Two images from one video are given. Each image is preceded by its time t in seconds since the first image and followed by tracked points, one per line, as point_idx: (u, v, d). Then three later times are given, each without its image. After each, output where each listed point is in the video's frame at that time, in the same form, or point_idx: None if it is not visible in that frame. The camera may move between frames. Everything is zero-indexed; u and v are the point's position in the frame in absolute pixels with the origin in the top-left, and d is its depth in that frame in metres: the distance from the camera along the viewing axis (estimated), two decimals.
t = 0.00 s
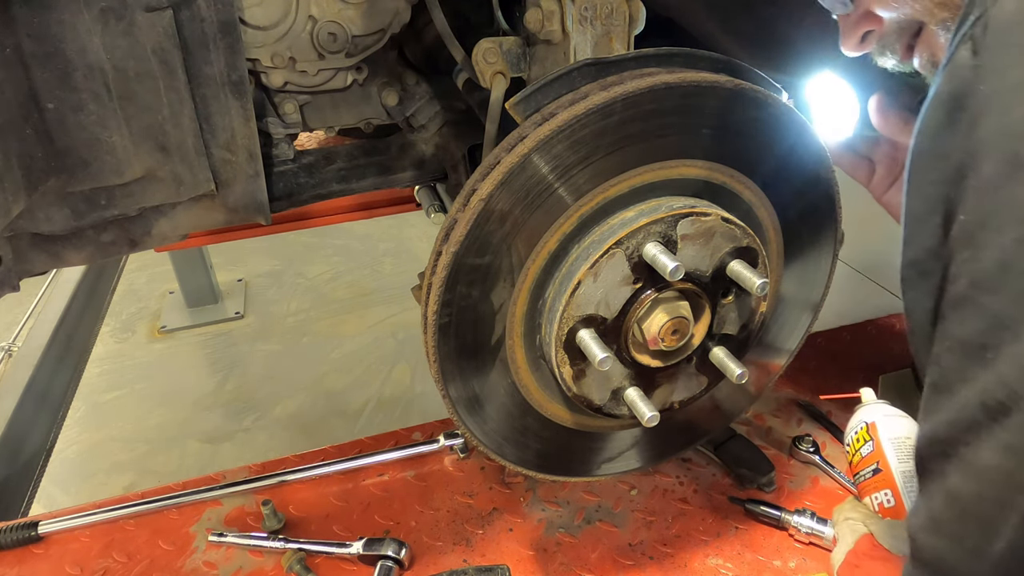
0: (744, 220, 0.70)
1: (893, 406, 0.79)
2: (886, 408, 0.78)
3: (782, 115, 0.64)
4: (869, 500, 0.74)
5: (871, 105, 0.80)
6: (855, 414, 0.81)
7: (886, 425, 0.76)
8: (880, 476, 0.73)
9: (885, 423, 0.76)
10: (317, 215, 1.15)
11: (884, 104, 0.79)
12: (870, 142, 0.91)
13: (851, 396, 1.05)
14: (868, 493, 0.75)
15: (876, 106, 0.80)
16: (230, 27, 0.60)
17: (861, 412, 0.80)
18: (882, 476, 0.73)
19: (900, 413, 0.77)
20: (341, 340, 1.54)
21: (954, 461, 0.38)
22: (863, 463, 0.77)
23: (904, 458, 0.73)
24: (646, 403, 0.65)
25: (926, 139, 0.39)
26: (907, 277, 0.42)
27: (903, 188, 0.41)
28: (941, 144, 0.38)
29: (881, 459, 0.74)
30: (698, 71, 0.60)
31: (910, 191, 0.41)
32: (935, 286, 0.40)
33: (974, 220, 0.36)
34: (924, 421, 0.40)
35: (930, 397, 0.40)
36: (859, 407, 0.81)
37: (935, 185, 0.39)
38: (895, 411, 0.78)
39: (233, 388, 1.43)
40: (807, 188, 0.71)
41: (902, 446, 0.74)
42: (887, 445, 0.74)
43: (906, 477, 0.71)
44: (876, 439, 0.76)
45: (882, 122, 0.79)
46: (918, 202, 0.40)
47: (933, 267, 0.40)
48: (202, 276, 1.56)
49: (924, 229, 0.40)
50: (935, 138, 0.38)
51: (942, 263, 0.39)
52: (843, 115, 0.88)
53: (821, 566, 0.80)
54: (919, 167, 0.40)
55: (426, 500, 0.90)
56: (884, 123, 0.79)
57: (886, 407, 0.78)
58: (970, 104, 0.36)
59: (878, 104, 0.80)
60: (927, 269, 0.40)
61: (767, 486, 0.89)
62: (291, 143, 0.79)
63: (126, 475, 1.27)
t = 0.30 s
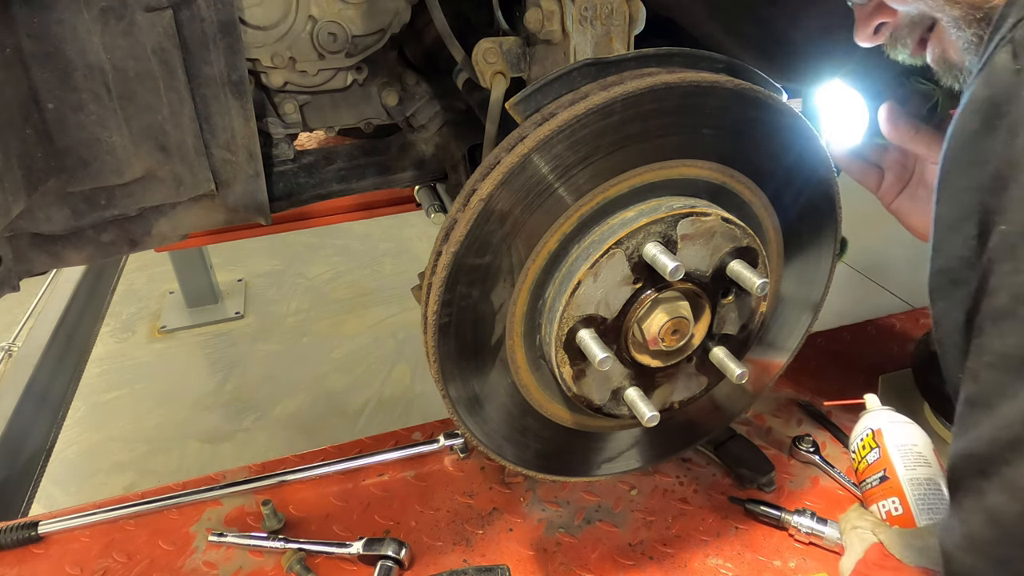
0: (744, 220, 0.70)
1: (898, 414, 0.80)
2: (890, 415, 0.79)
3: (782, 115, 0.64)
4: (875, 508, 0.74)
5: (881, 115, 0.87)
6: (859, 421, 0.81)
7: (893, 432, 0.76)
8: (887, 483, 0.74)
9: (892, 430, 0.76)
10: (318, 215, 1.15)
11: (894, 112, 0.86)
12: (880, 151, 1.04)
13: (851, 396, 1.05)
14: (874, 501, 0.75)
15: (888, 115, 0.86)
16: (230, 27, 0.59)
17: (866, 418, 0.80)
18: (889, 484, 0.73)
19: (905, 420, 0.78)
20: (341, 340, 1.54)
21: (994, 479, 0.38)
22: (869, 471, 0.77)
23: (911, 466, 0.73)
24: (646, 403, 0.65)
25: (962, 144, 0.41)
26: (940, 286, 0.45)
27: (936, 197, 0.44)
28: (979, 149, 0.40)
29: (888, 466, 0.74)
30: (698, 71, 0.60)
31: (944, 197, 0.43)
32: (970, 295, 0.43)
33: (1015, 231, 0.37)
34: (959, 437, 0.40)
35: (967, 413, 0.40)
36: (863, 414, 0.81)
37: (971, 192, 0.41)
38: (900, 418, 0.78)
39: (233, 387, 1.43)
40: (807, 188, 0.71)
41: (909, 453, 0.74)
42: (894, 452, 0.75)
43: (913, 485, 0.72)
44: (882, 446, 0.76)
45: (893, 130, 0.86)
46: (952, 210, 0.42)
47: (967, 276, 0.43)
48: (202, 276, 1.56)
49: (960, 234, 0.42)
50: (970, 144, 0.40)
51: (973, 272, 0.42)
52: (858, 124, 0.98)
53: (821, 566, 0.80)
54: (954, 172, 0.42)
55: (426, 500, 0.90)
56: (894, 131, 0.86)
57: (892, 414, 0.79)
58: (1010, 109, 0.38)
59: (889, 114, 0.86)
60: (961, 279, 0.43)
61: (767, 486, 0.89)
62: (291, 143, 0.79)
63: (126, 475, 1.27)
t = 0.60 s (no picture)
0: (744, 220, 0.70)
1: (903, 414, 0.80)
2: (895, 416, 0.78)
3: (782, 116, 0.64)
4: (883, 512, 0.75)
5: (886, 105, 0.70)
6: (864, 423, 0.81)
7: (897, 435, 0.76)
8: (894, 487, 0.74)
9: (896, 434, 0.76)
10: (318, 215, 1.15)
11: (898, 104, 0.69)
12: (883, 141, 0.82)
13: (851, 396, 1.05)
14: (883, 505, 0.75)
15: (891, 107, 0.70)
16: (230, 27, 0.59)
17: (870, 421, 0.80)
18: (897, 489, 0.74)
19: (909, 421, 0.78)
20: (341, 340, 1.54)
21: None
22: (876, 474, 0.77)
23: (919, 469, 0.73)
24: (646, 403, 0.65)
25: (999, 135, 0.40)
26: (972, 286, 0.44)
27: (968, 196, 0.43)
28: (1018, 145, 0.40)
29: (896, 470, 0.74)
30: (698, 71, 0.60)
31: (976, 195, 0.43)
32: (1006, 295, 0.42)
33: None
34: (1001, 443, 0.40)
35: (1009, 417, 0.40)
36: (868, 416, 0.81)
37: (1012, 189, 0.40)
38: (905, 420, 0.78)
39: (233, 387, 1.43)
40: (807, 189, 0.71)
41: (915, 457, 0.74)
42: (901, 455, 0.75)
43: (921, 489, 0.72)
44: (888, 450, 0.76)
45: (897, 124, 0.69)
46: (986, 209, 0.42)
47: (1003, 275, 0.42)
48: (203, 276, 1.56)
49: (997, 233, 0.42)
50: (1009, 135, 0.40)
51: (1012, 271, 0.42)
52: (859, 119, 0.81)
53: (821, 566, 0.80)
54: (992, 168, 0.41)
55: (426, 500, 0.90)
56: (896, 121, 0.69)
57: (896, 415, 0.79)
58: None
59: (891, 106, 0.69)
60: (995, 278, 0.43)
61: (767, 486, 0.89)
62: (291, 143, 0.80)
63: (127, 475, 1.27)
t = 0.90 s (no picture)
0: (744, 219, 0.70)
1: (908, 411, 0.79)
2: (901, 414, 0.78)
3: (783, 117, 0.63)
4: (887, 513, 0.74)
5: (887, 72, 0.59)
6: (868, 421, 0.81)
7: (903, 434, 0.76)
8: (899, 488, 0.74)
9: (901, 432, 0.76)
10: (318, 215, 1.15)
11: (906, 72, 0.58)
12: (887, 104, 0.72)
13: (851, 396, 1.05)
14: (887, 506, 0.75)
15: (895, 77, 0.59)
16: (230, 27, 0.59)
17: (874, 418, 0.80)
18: (902, 490, 0.73)
19: (915, 420, 0.78)
20: (341, 340, 1.54)
21: None
22: (880, 473, 0.77)
23: (925, 470, 0.73)
24: (646, 403, 0.65)
25: None
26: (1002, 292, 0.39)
27: None
28: None
29: (901, 470, 0.74)
30: (698, 71, 0.59)
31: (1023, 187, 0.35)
32: None
33: None
34: None
35: None
36: (872, 413, 0.81)
37: None
38: (911, 418, 0.78)
39: (233, 388, 1.43)
40: (807, 189, 0.71)
41: (922, 457, 0.74)
42: (905, 455, 0.75)
43: (926, 490, 0.72)
44: (893, 449, 0.76)
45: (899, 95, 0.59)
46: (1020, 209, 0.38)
47: None
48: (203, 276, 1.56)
49: None
50: None
51: None
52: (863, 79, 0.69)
53: (821, 566, 0.80)
54: None
55: (426, 500, 0.90)
56: (899, 91, 0.58)
57: (901, 413, 0.78)
58: None
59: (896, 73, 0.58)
60: None
61: (767, 486, 0.89)
62: (291, 143, 0.80)
63: (126, 475, 1.27)
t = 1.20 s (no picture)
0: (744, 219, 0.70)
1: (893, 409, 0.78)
2: (889, 413, 0.77)
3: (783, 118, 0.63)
4: (877, 522, 0.74)
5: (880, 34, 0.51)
6: (850, 421, 0.79)
7: (891, 436, 0.75)
8: (889, 495, 0.73)
9: (889, 434, 0.76)
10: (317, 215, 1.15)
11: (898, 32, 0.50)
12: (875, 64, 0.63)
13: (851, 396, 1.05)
14: (877, 513, 0.74)
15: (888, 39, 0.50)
16: (230, 27, 0.59)
17: (858, 419, 0.78)
18: (895, 499, 0.73)
19: (901, 419, 0.77)
20: (341, 340, 1.54)
21: None
22: (867, 479, 0.76)
23: (919, 476, 0.73)
24: (646, 403, 0.65)
25: None
26: None
27: None
28: None
29: (890, 476, 0.73)
30: (699, 71, 0.59)
31: None
32: None
33: None
34: None
35: None
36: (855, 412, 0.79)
37: None
38: (898, 417, 0.77)
39: (233, 388, 1.43)
40: (807, 189, 0.71)
41: (914, 461, 0.74)
42: (894, 458, 0.74)
43: (917, 498, 0.72)
44: (882, 452, 0.75)
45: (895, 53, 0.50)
46: None
47: None
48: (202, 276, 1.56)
49: None
50: None
51: None
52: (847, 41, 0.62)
53: (821, 566, 0.80)
54: None
55: (426, 500, 0.90)
56: (888, 56, 0.50)
57: (888, 413, 0.77)
58: None
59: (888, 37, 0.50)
60: None
61: (767, 486, 0.89)
62: (291, 143, 0.80)
63: (126, 475, 1.27)
